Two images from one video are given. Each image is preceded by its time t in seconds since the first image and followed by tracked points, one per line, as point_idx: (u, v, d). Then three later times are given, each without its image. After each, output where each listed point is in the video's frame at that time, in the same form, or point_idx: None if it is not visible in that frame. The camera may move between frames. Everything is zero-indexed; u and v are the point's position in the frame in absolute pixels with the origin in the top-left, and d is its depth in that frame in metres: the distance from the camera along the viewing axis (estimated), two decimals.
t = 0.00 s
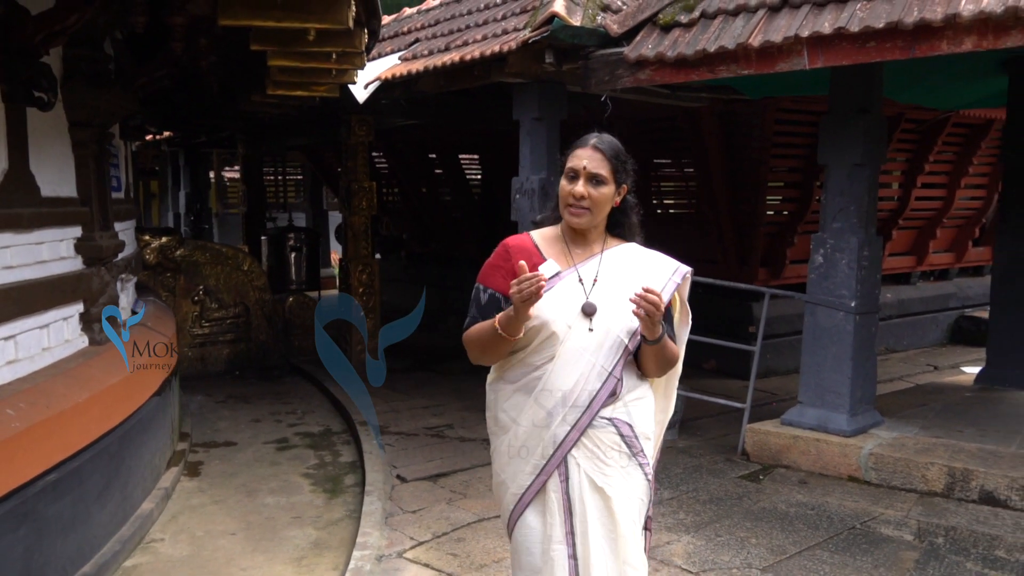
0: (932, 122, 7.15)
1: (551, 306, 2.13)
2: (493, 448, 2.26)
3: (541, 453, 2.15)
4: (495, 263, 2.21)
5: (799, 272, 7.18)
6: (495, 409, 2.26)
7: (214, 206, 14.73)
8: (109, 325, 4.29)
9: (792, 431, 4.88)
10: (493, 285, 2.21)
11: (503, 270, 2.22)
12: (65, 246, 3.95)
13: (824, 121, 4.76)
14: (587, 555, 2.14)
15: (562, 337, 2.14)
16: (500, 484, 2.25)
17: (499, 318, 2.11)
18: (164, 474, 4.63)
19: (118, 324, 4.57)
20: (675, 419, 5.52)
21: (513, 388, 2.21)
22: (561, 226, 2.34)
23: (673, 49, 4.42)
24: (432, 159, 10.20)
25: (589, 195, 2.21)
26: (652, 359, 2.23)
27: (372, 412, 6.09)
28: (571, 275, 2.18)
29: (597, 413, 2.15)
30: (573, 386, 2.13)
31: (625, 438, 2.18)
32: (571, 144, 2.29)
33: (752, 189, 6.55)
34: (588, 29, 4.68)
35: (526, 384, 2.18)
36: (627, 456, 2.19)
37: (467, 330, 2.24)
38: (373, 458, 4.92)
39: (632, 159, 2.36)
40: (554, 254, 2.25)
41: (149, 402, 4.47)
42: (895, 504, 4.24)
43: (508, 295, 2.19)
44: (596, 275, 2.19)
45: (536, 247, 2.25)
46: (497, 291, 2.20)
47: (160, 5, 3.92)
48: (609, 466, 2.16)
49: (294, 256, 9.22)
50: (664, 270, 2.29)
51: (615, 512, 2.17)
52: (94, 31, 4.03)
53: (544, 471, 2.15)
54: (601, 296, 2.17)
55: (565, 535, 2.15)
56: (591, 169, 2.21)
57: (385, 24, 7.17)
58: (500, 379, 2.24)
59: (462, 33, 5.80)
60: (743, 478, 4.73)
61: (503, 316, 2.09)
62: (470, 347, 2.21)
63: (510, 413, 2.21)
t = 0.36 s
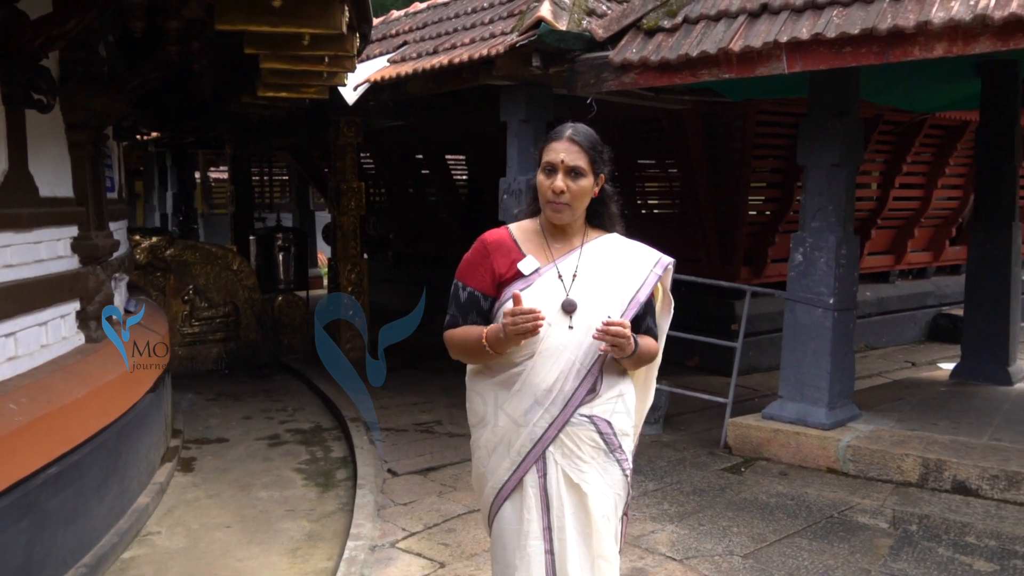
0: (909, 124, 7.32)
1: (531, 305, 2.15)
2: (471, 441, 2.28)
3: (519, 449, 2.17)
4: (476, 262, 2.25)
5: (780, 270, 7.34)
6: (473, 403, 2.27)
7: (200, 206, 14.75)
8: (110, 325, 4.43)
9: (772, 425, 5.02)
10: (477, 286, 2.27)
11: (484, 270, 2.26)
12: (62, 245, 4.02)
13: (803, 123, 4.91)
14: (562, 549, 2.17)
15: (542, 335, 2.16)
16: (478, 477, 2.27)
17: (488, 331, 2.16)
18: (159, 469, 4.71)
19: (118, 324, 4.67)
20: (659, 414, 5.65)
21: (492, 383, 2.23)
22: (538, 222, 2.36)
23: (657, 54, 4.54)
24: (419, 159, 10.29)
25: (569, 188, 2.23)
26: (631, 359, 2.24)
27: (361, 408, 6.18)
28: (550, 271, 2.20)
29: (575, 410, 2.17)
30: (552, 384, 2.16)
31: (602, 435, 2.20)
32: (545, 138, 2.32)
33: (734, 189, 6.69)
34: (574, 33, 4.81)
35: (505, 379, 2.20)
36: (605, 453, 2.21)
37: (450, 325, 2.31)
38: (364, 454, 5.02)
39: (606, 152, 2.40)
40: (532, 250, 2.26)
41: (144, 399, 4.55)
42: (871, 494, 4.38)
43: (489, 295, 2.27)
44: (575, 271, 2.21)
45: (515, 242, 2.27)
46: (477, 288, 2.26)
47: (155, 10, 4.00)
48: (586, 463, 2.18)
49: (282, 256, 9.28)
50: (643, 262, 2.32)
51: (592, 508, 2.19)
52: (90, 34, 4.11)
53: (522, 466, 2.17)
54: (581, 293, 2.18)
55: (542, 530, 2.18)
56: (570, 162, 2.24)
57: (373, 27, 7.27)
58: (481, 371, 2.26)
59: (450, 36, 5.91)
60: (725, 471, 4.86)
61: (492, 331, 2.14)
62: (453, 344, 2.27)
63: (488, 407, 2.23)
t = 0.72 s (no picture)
0: (891, 124, 7.48)
1: (525, 299, 2.17)
2: (466, 432, 2.29)
3: (515, 438, 2.18)
4: (468, 262, 2.24)
5: (765, 268, 7.48)
6: (469, 396, 2.28)
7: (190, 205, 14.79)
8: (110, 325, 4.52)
9: (757, 416, 5.15)
10: (472, 286, 2.25)
11: (477, 269, 2.25)
12: (63, 240, 4.09)
13: (787, 122, 5.04)
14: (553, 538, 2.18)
15: (537, 327, 2.17)
16: (472, 467, 2.27)
17: (486, 346, 2.18)
18: (157, 461, 4.79)
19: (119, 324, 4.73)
20: (647, 407, 5.77)
21: (487, 373, 2.25)
22: (526, 218, 2.36)
23: (644, 54, 4.66)
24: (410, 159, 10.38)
25: (559, 174, 2.24)
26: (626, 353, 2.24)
27: (355, 403, 6.27)
28: (542, 264, 2.22)
29: (571, 400, 2.20)
30: (548, 374, 2.18)
31: (599, 425, 2.21)
32: (519, 133, 2.31)
33: (720, 188, 6.83)
34: (563, 34, 4.93)
35: (501, 370, 2.21)
36: (602, 445, 2.22)
37: (445, 326, 2.30)
38: (359, 446, 5.11)
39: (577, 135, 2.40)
40: (525, 244, 2.27)
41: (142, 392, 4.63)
42: (853, 482, 4.52)
43: (483, 292, 2.25)
44: (566, 261, 2.23)
45: (506, 239, 2.27)
46: (470, 288, 2.25)
47: (154, 10, 4.08)
48: (582, 454, 2.19)
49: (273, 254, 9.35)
50: (634, 251, 2.34)
51: (587, 499, 2.20)
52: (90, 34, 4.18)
53: (517, 455, 2.18)
54: (575, 284, 2.21)
55: (534, 518, 2.19)
56: (553, 151, 2.24)
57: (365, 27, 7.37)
58: (470, 375, 2.28)
59: (442, 36, 6.01)
60: (712, 461, 4.99)
61: (491, 347, 2.16)
62: (449, 348, 2.27)
63: (484, 398, 2.25)
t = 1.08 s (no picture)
0: (879, 124, 7.59)
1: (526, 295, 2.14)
2: (467, 430, 2.27)
3: (511, 435, 2.15)
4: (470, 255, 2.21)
5: (756, 266, 7.59)
6: (469, 393, 2.27)
7: (184, 205, 14.84)
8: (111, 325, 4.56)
9: (748, 411, 5.26)
10: (474, 280, 2.21)
11: (480, 263, 2.22)
12: (66, 237, 4.16)
13: (777, 122, 5.14)
14: (554, 538, 2.15)
15: (536, 324, 2.14)
16: (472, 465, 2.25)
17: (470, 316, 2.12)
18: (157, 455, 4.86)
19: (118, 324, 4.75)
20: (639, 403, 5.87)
21: (484, 370, 2.22)
22: (531, 215, 2.34)
23: (637, 56, 4.75)
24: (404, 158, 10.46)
25: (566, 172, 2.23)
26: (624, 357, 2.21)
27: (351, 399, 6.36)
28: (545, 262, 2.19)
29: (568, 397, 2.16)
30: (544, 371, 2.14)
31: (598, 423, 2.17)
32: (531, 128, 2.30)
33: (711, 187, 6.93)
34: (558, 36, 5.02)
35: (499, 366, 2.19)
36: (601, 443, 2.18)
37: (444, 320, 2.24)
38: (357, 441, 5.19)
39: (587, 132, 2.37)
40: (527, 242, 2.26)
41: (143, 388, 4.71)
42: (841, 474, 4.62)
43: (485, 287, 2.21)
44: (569, 260, 2.20)
45: (509, 235, 2.26)
46: (473, 280, 2.21)
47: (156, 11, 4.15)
48: (580, 451, 2.16)
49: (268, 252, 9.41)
50: (637, 253, 2.32)
51: (587, 498, 2.15)
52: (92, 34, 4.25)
53: (514, 453, 2.16)
54: (576, 283, 2.18)
55: (534, 517, 2.16)
56: (563, 147, 2.23)
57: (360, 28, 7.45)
58: (476, 364, 2.23)
59: (437, 37, 6.09)
60: (703, 454, 5.09)
61: (476, 312, 2.10)
62: (445, 339, 2.21)
63: (484, 394, 2.22)
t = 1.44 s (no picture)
0: (872, 124, 7.69)
1: (532, 290, 2.13)
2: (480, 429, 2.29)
3: (515, 437, 2.15)
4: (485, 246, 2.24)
5: (750, 264, 7.67)
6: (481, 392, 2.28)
7: (180, 204, 14.90)
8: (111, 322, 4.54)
9: (742, 406, 5.35)
10: (489, 271, 2.23)
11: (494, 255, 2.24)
12: (73, 236, 4.23)
13: (771, 123, 5.23)
14: (549, 541, 2.13)
15: (542, 320, 2.12)
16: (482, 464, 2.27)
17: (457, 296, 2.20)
18: (161, 450, 4.93)
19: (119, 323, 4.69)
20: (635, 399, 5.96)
21: (495, 368, 2.22)
22: (554, 212, 2.31)
23: (634, 57, 4.83)
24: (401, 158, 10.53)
25: (605, 167, 2.21)
26: (632, 359, 2.13)
27: (351, 396, 6.43)
28: (557, 258, 2.17)
29: (573, 399, 2.12)
30: (547, 371, 2.12)
31: (603, 427, 2.12)
32: (560, 122, 2.26)
33: (707, 187, 7.02)
34: (556, 38, 5.11)
35: (506, 365, 2.19)
36: (608, 449, 2.12)
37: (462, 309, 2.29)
38: (358, 436, 5.27)
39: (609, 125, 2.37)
40: (543, 236, 2.24)
41: (147, 384, 4.78)
42: (833, 468, 4.72)
43: (495, 278, 2.24)
44: (582, 258, 2.17)
45: (526, 228, 2.26)
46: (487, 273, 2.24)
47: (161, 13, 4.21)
48: (585, 456, 2.11)
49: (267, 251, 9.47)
50: (659, 254, 2.25)
51: (587, 504, 2.11)
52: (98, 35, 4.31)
53: (516, 454, 2.15)
54: (585, 281, 2.14)
55: (532, 519, 2.16)
56: (600, 141, 2.20)
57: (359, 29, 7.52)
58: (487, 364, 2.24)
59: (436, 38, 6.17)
60: (699, 449, 5.18)
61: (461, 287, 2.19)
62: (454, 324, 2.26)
63: (492, 395, 2.22)
